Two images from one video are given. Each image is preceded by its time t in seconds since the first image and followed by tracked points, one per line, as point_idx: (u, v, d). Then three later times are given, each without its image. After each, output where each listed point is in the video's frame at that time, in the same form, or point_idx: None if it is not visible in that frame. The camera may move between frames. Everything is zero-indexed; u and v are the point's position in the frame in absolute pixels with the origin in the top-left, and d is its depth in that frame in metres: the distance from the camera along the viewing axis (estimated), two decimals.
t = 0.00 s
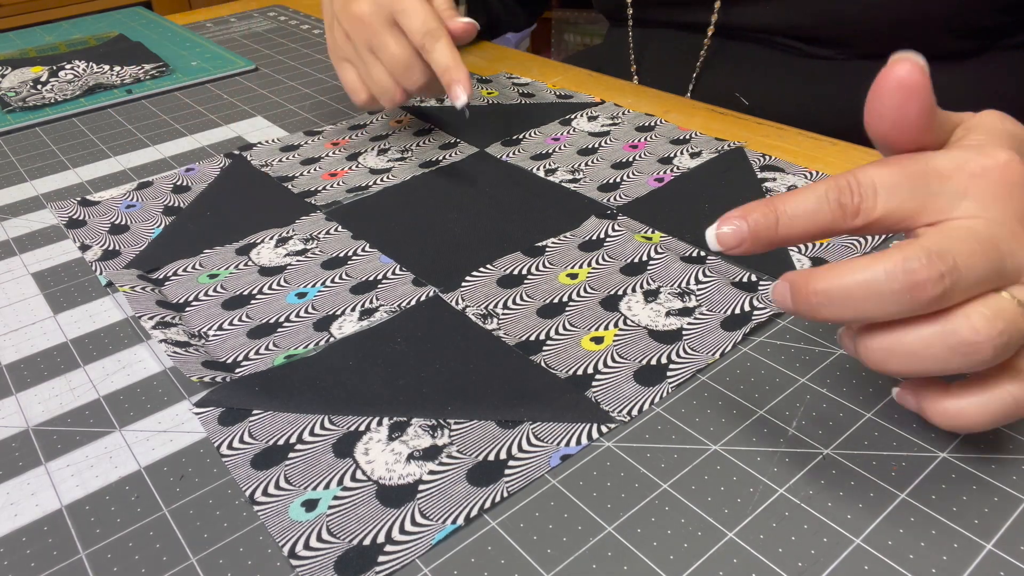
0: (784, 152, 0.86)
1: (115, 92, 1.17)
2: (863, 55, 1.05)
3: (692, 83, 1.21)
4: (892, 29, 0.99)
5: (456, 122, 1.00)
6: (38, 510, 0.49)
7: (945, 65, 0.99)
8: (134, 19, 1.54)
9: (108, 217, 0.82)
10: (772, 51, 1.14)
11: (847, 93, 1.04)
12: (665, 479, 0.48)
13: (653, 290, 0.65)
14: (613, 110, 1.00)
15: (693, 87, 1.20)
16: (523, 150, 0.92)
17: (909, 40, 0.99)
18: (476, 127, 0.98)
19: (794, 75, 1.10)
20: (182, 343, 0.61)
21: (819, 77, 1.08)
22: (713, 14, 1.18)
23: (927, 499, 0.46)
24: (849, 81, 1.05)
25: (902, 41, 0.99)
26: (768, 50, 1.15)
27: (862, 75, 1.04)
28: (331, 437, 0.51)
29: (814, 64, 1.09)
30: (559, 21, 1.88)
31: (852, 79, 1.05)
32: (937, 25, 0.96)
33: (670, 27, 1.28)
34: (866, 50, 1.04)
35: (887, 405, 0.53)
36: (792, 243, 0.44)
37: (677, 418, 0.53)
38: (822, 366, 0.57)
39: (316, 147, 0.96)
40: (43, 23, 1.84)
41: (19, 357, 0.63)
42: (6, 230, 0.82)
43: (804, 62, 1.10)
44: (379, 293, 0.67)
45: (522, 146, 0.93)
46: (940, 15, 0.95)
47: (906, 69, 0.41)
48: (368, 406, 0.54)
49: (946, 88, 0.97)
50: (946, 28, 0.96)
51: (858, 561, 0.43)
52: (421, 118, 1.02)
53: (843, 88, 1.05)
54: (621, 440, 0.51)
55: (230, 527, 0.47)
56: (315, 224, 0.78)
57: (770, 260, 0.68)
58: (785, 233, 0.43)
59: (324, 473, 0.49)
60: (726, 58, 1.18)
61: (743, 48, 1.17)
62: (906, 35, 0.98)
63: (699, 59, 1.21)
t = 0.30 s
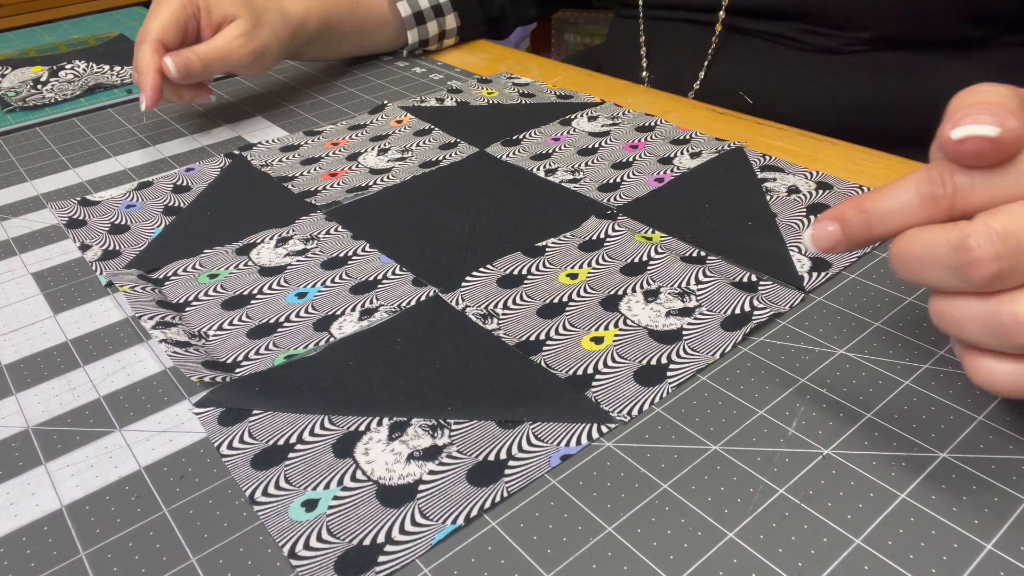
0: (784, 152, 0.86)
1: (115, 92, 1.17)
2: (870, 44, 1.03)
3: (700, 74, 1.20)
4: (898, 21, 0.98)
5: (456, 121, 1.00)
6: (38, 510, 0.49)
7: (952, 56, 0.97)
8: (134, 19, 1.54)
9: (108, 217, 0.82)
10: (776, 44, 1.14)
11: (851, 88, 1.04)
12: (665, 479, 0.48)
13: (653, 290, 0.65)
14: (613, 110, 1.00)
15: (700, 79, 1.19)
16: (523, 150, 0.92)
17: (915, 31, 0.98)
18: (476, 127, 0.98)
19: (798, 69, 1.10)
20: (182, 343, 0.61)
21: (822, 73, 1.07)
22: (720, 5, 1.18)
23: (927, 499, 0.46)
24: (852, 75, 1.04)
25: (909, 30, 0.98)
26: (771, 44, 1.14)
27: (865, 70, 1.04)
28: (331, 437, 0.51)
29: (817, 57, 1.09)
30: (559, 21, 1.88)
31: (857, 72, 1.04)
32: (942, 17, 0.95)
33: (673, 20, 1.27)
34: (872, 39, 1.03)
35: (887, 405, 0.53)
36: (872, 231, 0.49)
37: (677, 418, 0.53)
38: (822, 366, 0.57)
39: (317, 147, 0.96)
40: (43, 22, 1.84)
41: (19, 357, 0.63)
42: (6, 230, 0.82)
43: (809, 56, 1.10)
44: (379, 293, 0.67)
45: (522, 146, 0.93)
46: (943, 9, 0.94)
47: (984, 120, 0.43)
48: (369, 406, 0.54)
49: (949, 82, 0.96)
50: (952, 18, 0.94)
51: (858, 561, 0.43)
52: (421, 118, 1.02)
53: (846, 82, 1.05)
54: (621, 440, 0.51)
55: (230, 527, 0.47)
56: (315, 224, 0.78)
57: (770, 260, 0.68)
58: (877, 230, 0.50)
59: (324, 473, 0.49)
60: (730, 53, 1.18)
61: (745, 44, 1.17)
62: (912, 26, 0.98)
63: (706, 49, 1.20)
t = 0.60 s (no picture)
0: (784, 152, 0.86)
1: (115, 92, 1.17)
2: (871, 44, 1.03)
3: (702, 69, 1.21)
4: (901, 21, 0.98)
5: (456, 121, 1.00)
6: (38, 510, 0.49)
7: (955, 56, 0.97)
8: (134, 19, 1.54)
9: (108, 217, 0.82)
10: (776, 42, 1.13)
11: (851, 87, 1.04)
12: (665, 479, 0.48)
13: (653, 290, 0.65)
14: (613, 110, 1.00)
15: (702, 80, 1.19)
16: (523, 150, 0.92)
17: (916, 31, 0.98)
18: (476, 127, 0.98)
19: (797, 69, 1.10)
20: (182, 343, 0.61)
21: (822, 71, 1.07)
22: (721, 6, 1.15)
23: (927, 498, 0.46)
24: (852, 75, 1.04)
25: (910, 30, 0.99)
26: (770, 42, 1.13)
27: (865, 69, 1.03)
28: (331, 437, 0.51)
29: (817, 57, 1.08)
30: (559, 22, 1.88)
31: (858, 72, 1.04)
32: (945, 18, 0.95)
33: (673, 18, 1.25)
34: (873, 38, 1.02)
35: (887, 405, 0.53)
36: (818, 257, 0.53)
37: (678, 417, 0.53)
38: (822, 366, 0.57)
39: (316, 147, 0.96)
40: (43, 23, 1.84)
41: (19, 357, 0.63)
42: (6, 230, 0.82)
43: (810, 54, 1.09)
44: (379, 293, 0.67)
45: (522, 146, 0.93)
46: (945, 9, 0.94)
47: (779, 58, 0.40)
48: (369, 406, 0.54)
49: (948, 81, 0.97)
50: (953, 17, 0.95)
51: (858, 561, 0.43)
52: (421, 118, 1.02)
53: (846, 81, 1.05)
54: (621, 439, 0.51)
55: (229, 527, 0.47)
56: (315, 224, 0.78)
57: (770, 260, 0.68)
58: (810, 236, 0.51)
59: (324, 473, 0.49)
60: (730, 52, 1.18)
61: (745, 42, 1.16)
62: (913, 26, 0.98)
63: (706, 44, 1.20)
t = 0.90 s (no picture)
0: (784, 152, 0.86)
1: (115, 92, 1.17)
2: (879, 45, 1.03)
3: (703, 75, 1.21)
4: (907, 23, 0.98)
5: (457, 121, 1.00)
6: (38, 510, 0.49)
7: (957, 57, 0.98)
8: (134, 19, 1.54)
9: (108, 217, 0.82)
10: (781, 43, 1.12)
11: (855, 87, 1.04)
12: (665, 479, 0.48)
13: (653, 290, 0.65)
14: (613, 110, 1.00)
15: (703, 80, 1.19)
16: (524, 150, 0.92)
17: (922, 32, 0.98)
18: (476, 127, 0.98)
19: (802, 68, 1.09)
20: (182, 343, 0.61)
21: (828, 71, 1.07)
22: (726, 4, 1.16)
23: (927, 499, 0.46)
24: (855, 75, 1.04)
25: (916, 32, 0.98)
26: (774, 42, 1.13)
27: (869, 69, 1.03)
28: (331, 437, 0.51)
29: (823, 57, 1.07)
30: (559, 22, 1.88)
31: (864, 73, 1.04)
32: (947, 18, 0.95)
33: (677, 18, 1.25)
34: (879, 40, 1.02)
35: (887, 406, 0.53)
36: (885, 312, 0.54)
37: (678, 418, 0.53)
38: (822, 366, 0.57)
39: (316, 147, 0.96)
40: (42, 23, 1.84)
41: (19, 357, 0.63)
42: (6, 230, 0.82)
43: (816, 55, 1.08)
44: (379, 293, 0.67)
45: (522, 146, 0.93)
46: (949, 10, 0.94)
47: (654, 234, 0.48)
48: (369, 406, 0.54)
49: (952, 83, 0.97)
50: (955, 18, 0.95)
51: (858, 561, 0.43)
52: (421, 118, 1.02)
53: (850, 82, 1.05)
54: (620, 440, 0.51)
55: (229, 527, 0.47)
56: (315, 224, 0.78)
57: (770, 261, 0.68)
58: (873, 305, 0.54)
59: (324, 473, 0.49)
60: (733, 51, 1.17)
61: (749, 43, 1.16)
62: (919, 28, 0.98)
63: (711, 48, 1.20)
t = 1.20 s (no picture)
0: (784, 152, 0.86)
1: (115, 92, 1.17)
2: (878, 48, 1.03)
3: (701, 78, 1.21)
4: (907, 25, 0.98)
5: (457, 121, 1.00)
6: (38, 510, 0.49)
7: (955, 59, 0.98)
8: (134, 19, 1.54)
9: (108, 217, 0.82)
10: (780, 46, 1.12)
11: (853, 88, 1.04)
12: (665, 479, 0.48)
13: (653, 290, 0.65)
14: (613, 110, 1.00)
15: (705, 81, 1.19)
16: (523, 150, 0.92)
17: (921, 35, 0.98)
18: (476, 127, 0.98)
19: (801, 69, 1.09)
20: (182, 343, 0.61)
21: (827, 72, 1.07)
22: (724, 7, 1.16)
23: (927, 499, 0.46)
24: (853, 77, 1.04)
25: (915, 35, 0.98)
26: (774, 44, 1.13)
27: (868, 71, 1.03)
28: (331, 437, 0.51)
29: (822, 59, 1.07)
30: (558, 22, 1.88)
31: (863, 75, 1.03)
32: (946, 21, 0.96)
33: (677, 20, 1.25)
34: (878, 43, 1.02)
35: (887, 405, 0.53)
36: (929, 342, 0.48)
37: (678, 417, 0.53)
38: (821, 366, 0.57)
39: (317, 147, 0.96)
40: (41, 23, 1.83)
41: (19, 358, 0.63)
42: (6, 230, 0.82)
43: (815, 57, 1.08)
44: (379, 293, 0.67)
45: (522, 146, 0.93)
46: (948, 12, 0.95)
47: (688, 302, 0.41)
48: (369, 406, 0.54)
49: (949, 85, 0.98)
50: (956, 20, 0.95)
51: (858, 561, 0.43)
52: (421, 118, 1.02)
53: (848, 84, 1.05)
54: (621, 439, 0.51)
55: (230, 527, 0.47)
56: (315, 224, 0.78)
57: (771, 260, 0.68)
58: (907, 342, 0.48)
59: (324, 473, 0.49)
60: (733, 52, 1.17)
61: (748, 44, 1.15)
62: (918, 30, 0.98)
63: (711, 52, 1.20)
